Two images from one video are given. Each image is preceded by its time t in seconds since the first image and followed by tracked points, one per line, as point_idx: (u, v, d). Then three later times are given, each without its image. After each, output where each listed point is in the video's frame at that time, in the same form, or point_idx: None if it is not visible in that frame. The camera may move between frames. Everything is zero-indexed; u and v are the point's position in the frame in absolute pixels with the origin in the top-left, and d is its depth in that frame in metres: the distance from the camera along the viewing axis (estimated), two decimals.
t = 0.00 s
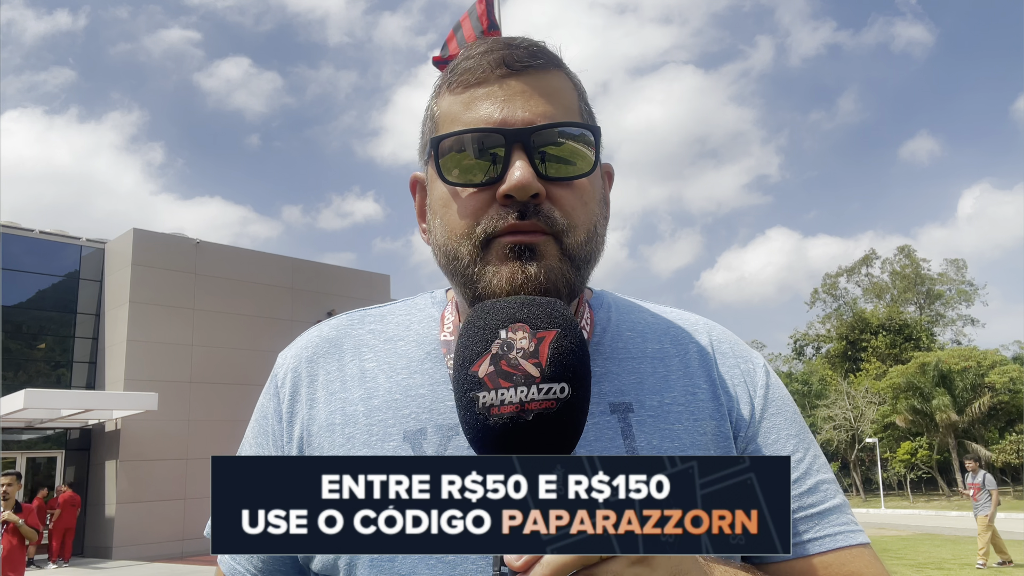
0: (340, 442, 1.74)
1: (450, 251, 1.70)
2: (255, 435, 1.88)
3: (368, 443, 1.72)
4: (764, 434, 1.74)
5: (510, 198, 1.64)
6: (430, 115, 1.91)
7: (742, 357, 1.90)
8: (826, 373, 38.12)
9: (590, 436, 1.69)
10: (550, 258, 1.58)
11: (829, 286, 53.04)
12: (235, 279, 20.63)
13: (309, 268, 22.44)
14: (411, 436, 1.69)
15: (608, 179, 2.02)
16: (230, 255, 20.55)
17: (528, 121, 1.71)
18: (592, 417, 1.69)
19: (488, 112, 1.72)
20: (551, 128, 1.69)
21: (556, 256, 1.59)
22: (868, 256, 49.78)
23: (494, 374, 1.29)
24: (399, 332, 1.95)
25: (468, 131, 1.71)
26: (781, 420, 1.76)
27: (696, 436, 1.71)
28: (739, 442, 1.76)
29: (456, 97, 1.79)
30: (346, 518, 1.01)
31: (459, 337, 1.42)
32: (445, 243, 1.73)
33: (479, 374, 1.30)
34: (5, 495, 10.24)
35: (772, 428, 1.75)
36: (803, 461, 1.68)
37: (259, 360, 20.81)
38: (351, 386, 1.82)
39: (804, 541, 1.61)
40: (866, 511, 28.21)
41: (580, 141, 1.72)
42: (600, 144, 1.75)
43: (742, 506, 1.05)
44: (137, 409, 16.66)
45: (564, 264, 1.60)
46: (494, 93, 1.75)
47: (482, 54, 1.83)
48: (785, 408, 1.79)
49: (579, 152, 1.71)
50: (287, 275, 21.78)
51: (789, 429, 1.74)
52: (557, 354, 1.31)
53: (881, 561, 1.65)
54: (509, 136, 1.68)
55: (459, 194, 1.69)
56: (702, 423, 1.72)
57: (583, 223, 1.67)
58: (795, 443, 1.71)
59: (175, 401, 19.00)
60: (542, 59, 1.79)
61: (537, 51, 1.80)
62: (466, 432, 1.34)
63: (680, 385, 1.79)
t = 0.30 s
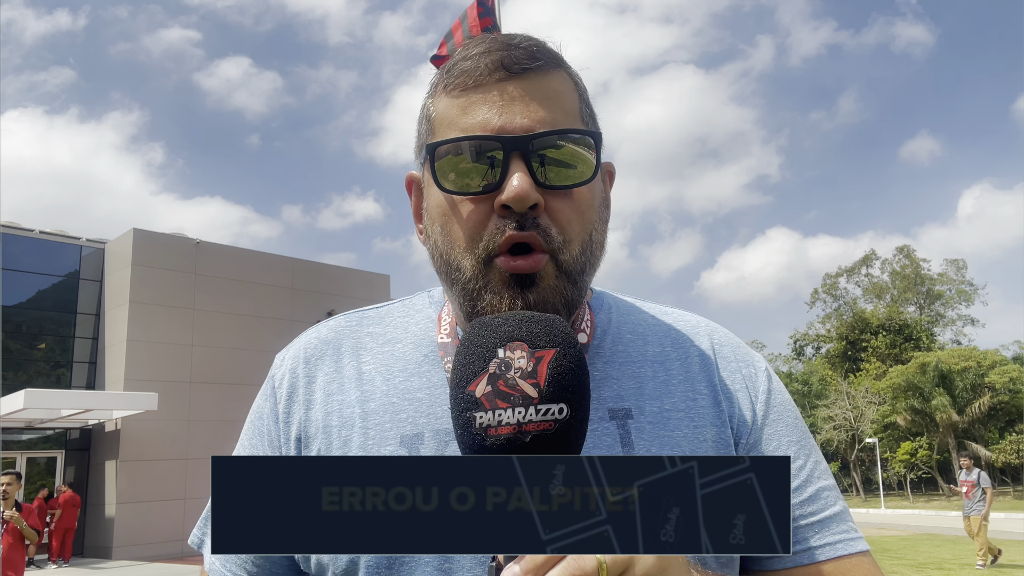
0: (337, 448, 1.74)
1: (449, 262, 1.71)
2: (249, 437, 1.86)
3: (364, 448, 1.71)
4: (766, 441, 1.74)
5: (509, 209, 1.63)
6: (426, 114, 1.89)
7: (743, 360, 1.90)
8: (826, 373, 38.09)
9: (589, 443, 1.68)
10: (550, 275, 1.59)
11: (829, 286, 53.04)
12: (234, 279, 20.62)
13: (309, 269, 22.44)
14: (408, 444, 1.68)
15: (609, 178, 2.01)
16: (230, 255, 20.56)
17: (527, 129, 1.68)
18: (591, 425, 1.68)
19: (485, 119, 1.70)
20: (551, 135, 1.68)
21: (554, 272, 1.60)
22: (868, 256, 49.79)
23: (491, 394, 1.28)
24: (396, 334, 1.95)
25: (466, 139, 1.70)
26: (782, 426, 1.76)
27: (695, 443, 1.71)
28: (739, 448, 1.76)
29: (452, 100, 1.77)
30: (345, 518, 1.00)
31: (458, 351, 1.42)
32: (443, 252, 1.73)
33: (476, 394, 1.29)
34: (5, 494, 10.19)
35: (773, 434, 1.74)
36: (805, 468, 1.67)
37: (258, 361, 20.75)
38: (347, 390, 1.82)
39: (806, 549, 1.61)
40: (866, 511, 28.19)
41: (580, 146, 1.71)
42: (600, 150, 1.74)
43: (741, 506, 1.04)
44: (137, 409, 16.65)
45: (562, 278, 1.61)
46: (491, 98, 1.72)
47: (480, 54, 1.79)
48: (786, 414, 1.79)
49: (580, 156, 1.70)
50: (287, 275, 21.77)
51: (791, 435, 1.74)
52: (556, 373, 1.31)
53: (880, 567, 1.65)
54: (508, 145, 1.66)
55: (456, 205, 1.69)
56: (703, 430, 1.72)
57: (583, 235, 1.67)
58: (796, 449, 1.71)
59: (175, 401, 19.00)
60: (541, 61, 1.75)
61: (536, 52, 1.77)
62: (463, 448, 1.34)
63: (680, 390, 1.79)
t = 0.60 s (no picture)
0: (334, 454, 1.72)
1: (445, 273, 1.69)
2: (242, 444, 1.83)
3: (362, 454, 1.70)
4: (773, 444, 1.72)
5: (507, 224, 1.60)
6: (420, 114, 1.83)
7: (749, 360, 1.87)
8: (826, 373, 38.10)
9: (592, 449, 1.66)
10: (552, 291, 1.59)
11: (829, 286, 53.04)
12: (234, 279, 20.59)
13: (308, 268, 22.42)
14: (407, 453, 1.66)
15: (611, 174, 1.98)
16: (230, 255, 20.54)
17: (527, 140, 1.64)
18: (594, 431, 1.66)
19: (482, 128, 1.65)
20: (551, 143, 1.63)
21: (558, 286, 1.59)
22: (868, 257, 49.85)
23: (488, 409, 1.25)
24: (394, 338, 1.93)
25: (461, 150, 1.65)
26: (790, 427, 1.73)
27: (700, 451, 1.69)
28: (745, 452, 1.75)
29: (447, 107, 1.70)
30: (342, 520, 0.98)
31: (453, 366, 1.40)
32: (436, 260, 1.72)
33: (472, 408, 1.26)
34: (4, 494, 10.23)
35: (781, 437, 1.72)
36: (814, 472, 1.64)
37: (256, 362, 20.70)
38: (344, 394, 1.80)
39: (819, 553, 1.59)
40: (866, 511, 28.18)
41: (582, 151, 1.67)
42: (604, 157, 1.72)
43: (743, 508, 1.01)
44: (137, 409, 16.62)
45: (566, 291, 1.61)
46: (488, 109, 1.66)
47: (476, 57, 1.72)
48: (794, 415, 1.76)
49: (582, 160, 1.67)
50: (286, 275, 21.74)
51: (799, 437, 1.71)
52: (556, 386, 1.28)
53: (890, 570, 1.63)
54: (506, 156, 1.62)
55: (451, 216, 1.65)
56: (707, 437, 1.71)
57: (587, 244, 1.66)
58: (806, 453, 1.67)
59: (175, 401, 18.97)
60: (539, 63, 1.69)
61: (535, 55, 1.70)
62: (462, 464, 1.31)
63: (686, 395, 1.77)
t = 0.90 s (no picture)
0: (334, 446, 1.71)
1: (445, 249, 1.68)
2: (237, 436, 1.81)
3: (362, 447, 1.69)
4: (778, 439, 1.72)
5: (509, 198, 1.61)
6: (423, 98, 1.85)
7: (753, 355, 1.88)
8: (826, 373, 38.08)
9: (596, 442, 1.66)
10: (554, 261, 1.57)
11: (829, 286, 53.04)
12: (234, 278, 20.59)
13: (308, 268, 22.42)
14: (409, 443, 1.66)
15: (613, 163, 1.99)
16: (230, 255, 20.54)
17: (529, 116, 1.66)
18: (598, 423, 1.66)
19: (485, 105, 1.67)
20: (553, 120, 1.65)
21: (560, 257, 1.59)
22: (868, 257, 49.86)
23: (491, 395, 1.24)
24: (394, 330, 1.93)
25: (465, 127, 1.67)
26: (794, 423, 1.73)
27: (705, 443, 1.68)
28: (750, 447, 1.74)
29: (451, 85, 1.73)
30: (341, 518, 0.98)
31: (455, 348, 1.39)
32: (437, 239, 1.72)
33: (474, 394, 1.26)
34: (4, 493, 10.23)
35: (785, 432, 1.72)
36: (819, 467, 1.65)
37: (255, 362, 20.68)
38: (344, 385, 1.79)
39: (823, 549, 1.58)
40: (866, 511, 28.14)
41: (583, 132, 1.69)
42: (605, 137, 1.73)
43: (742, 509, 1.00)
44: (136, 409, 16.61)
45: (569, 264, 1.60)
46: (493, 84, 1.69)
47: (479, 36, 1.75)
48: (798, 410, 1.77)
49: (583, 142, 1.69)
50: (286, 275, 21.73)
51: (803, 432, 1.71)
52: (560, 371, 1.28)
53: (894, 566, 1.63)
54: (509, 131, 1.64)
55: (453, 190, 1.66)
56: (712, 429, 1.70)
57: (590, 222, 1.66)
58: (810, 448, 1.68)
59: (175, 400, 18.96)
60: (543, 44, 1.72)
61: (539, 36, 1.74)
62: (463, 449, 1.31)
63: (689, 387, 1.77)
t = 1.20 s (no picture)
0: (339, 432, 1.71)
1: (457, 231, 1.71)
2: (246, 430, 1.81)
3: (369, 432, 1.69)
4: (780, 429, 1.72)
5: (521, 174, 1.64)
6: (438, 91, 1.93)
7: (753, 349, 1.88)
8: (826, 373, 38.08)
9: (602, 425, 1.66)
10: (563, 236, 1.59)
11: (829, 287, 53.02)
12: (235, 278, 20.60)
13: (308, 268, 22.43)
14: (414, 425, 1.66)
15: (615, 160, 2.02)
16: (230, 255, 20.54)
17: (537, 97, 1.72)
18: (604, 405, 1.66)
19: (496, 89, 1.74)
20: (559, 103, 1.70)
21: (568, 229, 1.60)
22: (868, 257, 49.86)
23: (507, 359, 1.26)
24: (401, 323, 1.93)
25: (476, 108, 1.72)
26: (795, 415, 1.74)
27: (710, 427, 1.68)
28: (753, 437, 1.74)
29: (464, 73, 1.80)
30: (343, 514, 0.98)
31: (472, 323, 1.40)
32: (449, 219, 1.74)
33: (492, 359, 1.27)
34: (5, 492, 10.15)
35: (787, 423, 1.72)
36: (820, 458, 1.66)
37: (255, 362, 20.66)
38: (352, 374, 1.80)
39: (827, 538, 1.58)
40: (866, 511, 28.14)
41: (589, 119, 1.73)
42: (610, 122, 1.77)
43: (744, 507, 1.00)
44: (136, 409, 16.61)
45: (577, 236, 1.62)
46: (502, 68, 1.76)
47: (490, 29, 1.83)
48: (798, 403, 1.78)
49: (588, 129, 1.72)
50: (286, 276, 21.73)
51: (804, 424, 1.72)
52: (576, 339, 1.28)
53: (897, 560, 1.63)
54: (519, 112, 1.69)
55: (466, 171, 1.69)
56: (716, 414, 1.70)
57: (596, 199, 1.69)
58: (812, 440, 1.69)
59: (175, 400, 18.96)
60: (550, 36, 1.80)
61: (545, 28, 1.81)
62: (477, 422, 1.31)
63: (693, 374, 1.78)
